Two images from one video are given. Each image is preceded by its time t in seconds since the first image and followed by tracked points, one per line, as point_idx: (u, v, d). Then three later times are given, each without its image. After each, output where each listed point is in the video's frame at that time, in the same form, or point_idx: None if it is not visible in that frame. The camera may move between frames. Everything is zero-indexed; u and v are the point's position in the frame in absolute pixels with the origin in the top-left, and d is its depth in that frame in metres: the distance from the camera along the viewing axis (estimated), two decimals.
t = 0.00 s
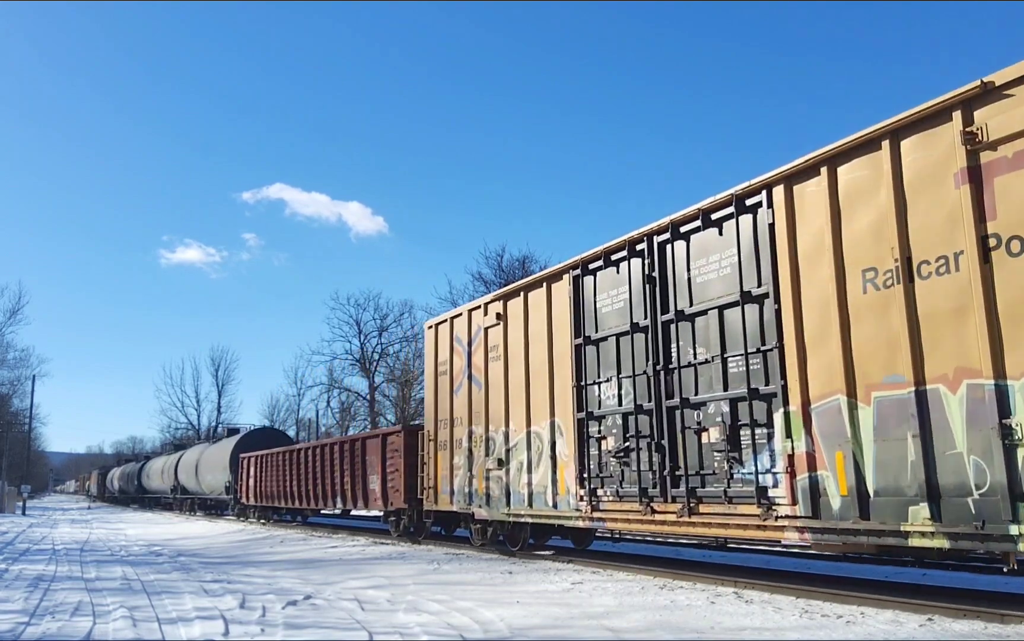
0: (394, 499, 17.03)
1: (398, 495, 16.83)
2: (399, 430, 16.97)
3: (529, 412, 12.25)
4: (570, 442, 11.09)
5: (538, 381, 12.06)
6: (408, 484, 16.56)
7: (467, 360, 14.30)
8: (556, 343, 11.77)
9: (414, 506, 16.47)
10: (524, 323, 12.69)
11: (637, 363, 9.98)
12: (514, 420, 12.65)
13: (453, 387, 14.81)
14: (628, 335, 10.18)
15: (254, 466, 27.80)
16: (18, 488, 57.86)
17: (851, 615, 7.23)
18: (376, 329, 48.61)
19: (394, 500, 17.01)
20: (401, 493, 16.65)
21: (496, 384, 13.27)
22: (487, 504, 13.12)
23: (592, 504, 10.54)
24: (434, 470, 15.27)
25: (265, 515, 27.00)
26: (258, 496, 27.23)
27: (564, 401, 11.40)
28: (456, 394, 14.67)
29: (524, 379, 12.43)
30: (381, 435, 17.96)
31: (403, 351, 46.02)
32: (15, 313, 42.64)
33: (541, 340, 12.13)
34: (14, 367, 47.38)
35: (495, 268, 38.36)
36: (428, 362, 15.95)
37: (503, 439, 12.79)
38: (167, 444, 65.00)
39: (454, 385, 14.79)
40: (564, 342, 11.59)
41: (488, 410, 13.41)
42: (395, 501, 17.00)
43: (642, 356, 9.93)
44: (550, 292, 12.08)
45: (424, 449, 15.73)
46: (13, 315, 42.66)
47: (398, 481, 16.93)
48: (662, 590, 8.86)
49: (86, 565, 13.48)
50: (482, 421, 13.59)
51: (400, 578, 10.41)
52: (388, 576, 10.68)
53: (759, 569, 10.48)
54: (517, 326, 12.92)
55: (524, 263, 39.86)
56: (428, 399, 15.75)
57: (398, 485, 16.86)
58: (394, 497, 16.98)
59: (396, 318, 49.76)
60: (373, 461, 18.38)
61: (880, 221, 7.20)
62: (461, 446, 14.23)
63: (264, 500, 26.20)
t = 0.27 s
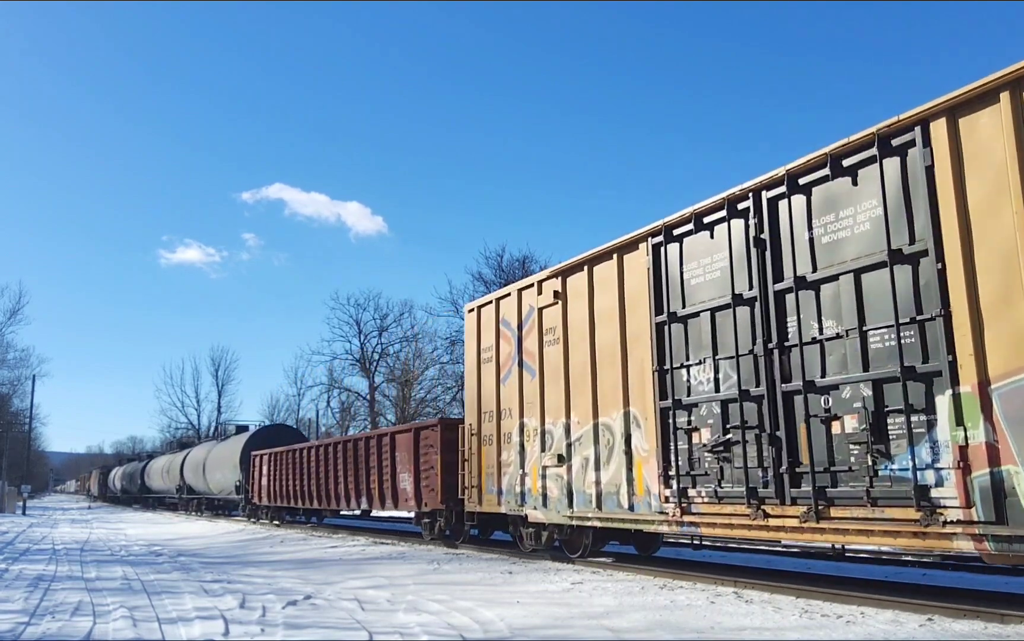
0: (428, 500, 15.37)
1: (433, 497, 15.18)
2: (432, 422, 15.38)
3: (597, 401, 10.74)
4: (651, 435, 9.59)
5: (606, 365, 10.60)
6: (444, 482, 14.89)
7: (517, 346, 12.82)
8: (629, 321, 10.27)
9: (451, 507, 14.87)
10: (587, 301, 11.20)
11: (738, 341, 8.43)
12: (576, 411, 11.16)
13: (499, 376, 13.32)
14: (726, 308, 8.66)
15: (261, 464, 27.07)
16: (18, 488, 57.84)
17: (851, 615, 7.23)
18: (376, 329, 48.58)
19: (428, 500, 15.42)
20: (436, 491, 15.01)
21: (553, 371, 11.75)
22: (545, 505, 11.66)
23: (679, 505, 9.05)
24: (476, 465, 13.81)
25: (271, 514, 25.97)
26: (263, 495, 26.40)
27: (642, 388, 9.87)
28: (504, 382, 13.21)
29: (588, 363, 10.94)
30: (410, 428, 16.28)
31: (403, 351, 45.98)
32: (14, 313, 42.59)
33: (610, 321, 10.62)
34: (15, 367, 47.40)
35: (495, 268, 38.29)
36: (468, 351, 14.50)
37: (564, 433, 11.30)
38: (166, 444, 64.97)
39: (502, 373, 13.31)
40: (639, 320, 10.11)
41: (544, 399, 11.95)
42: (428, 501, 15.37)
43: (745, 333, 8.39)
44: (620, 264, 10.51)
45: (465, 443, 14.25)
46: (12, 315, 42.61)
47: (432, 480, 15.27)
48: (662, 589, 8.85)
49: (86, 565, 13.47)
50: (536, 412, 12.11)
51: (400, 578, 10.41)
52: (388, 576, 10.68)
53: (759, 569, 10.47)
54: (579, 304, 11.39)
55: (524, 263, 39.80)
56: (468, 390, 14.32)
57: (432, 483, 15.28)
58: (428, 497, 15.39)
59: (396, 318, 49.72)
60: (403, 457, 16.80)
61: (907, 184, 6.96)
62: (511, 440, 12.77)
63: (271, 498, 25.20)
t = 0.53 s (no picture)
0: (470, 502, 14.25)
1: (476, 498, 14.04)
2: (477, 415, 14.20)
3: (683, 387, 9.15)
4: (758, 425, 8.03)
5: (696, 346, 8.98)
6: (489, 481, 13.73)
7: (580, 329, 11.27)
8: (696, 302, 9.04)
9: (496, 510, 13.74)
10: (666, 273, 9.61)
11: (883, 310, 6.82)
12: (655, 399, 9.59)
13: (557, 363, 11.83)
14: (866, 270, 7.06)
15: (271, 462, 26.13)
16: (18, 488, 57.88)
17: (851, 615, 7.23)
18: (376, 329, 48.55)
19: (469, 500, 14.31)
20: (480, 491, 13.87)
21: (625, 354, 10.22)
22: (617, 508, 10.14)
23: (800, 510, 7.49)
24: (530, 462, 12.31)
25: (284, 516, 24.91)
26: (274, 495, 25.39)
27: (745, 371, 8.30)
28: (563, 371, 11.72)
29: (672, 342, 9.31)
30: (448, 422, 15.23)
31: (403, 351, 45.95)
32: (15, 313, 42.61)
33: (702, 293, 8.98)
34: (15, 367, 47.42)
35: (495, 267, 38.22)
36: (518, 340, 13.10)
37: (642, 425, 9.74)
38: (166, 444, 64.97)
39: (559, 359, 11.81)
40: (740, 291, 8.49)
41: (613, 387, 10.44)
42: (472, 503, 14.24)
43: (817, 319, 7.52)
44: (713, 227, 8.92)
45: (519, 437, 12.81)
46: (12, 314, 42.62)
47: (474, 479, 14.13)
48: (662, 590, 8.86)
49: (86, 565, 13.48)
50: (604, 401, 10.60)
51: (400, 578, 10.41)
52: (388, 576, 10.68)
53: (759, 569, 10.48)
54: (658, 279, 9.71)
55: (524, 263, 39.72)
56: (519, 378, 12.99)
57: (474, 482, 14.18)
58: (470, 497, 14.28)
59: (396, 318, 49.66)
60: (438, 453, 15.74)
61: (886, 190, 7.01)
62: (572, 432, 11.28)
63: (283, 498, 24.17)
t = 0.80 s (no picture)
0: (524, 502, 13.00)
1: (531, 500, 12.75)
2: (532, 406, 12.92)
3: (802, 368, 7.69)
4: (916, 411, 6.49)
5: (821, 317, 7.51)
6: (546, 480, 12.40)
7: (662, 303, 9.71)
8: (803, 278, 7.72)
9: (553, 512, 12.42)
10: (781, 234, 8.07)
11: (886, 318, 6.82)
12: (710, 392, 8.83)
13: (631, 345, 10.36)
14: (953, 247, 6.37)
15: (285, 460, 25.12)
16: (19, 488, 57.93)
17: (852, 615, 7.23)
18: (377, 329, 48.50)
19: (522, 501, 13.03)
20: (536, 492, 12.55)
21: (718, 333, 8.75)
22: (714, 511, 8.69)
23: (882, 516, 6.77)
24: (597, 457, 10.86)
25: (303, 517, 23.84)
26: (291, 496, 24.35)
27: (827, 358, 7.41)
28: (638, 354, 10.20)
29: (790, 311, 7.82)
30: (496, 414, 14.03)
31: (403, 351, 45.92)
32: (15, 313, 42.63)
33: (833, 254, 7.45)
34: (15, 367, 47.26)
35: (495, 267, 38.15)
36: (578, 319, 11.58)
37: (749, 414, 8.23)
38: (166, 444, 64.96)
39: (634, 341, 10.31)
40: (900, 242, 6.80)
41: (707, 371, 8.90)
42: (525, 505, 12.95)
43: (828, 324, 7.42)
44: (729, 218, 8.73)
45: (583, 429, 11.32)
46: (12, 315, 42.62)
47: (530, 477, 12.81)
48: (662, 590, 8.86)
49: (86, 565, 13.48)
50: (696, 388, 9.04)
51: (400, 578, 10.41)
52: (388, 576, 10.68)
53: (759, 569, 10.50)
54: (764, 243, 8.27)
55: (524, 263, 39.66)
56: (580, 363, 11.46)
57: (528, 481, 12.88)
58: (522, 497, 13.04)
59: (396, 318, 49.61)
60: (483, 449, 14.52)
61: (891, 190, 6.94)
62: (653, 425, 9.76)
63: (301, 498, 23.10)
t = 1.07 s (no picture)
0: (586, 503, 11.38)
1: (598, 501, 11.04)
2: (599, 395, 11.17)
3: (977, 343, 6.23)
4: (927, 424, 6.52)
5: (854, 313, 7.31)
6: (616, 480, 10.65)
7: (775, 270, 8.28)
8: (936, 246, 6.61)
9: (627, 515, 10.85)
10: (942, 181, 6.64)
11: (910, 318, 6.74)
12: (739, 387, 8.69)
13: (729, 322, 8.87)
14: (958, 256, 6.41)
15: (303, 458, 23.72)
16: (19, 487, 57.92)
17: (852, 615, 7.23)
18: (377, 329, 48.49)
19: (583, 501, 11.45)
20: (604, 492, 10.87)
21: (851, 302, 7.34)
22: (851, 517, 7.23)
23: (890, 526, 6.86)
24: (685, 452, 9.42)
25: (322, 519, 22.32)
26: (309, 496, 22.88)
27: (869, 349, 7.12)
28: (740, 333, 8.74)
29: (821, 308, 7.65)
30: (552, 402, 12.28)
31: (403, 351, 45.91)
32: (15, 313, 42.64)
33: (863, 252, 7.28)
34: (15, 367, 47.28)
35: (495, 267, 38.09)
36: (659, 297, 10.14)
37: (825, 411, 7.51)
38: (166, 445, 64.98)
39: (735, 317, 8.84)
40: (936, 238, 6.62)
41: (841, 347, 7.43)
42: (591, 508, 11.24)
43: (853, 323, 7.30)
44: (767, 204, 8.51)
45: (669, 419, 9.81)
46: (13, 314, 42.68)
47: (598, 475, 11.09)
48: (662, 590, 8.86)
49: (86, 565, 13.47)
50: (825, 369, 7.57)
51: (400, 578, 10.41)
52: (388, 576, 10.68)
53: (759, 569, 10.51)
54: (920, 193, 6.80)
55: (524, 263, 39.62)
56: (662, 347, 10.00)
57: (593, 480, 11.21)
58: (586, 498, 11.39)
59: (397, 318, 49.59)
60: (536, 443, 12.83)
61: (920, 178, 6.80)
62: (764, 414, 8.30)
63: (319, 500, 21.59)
